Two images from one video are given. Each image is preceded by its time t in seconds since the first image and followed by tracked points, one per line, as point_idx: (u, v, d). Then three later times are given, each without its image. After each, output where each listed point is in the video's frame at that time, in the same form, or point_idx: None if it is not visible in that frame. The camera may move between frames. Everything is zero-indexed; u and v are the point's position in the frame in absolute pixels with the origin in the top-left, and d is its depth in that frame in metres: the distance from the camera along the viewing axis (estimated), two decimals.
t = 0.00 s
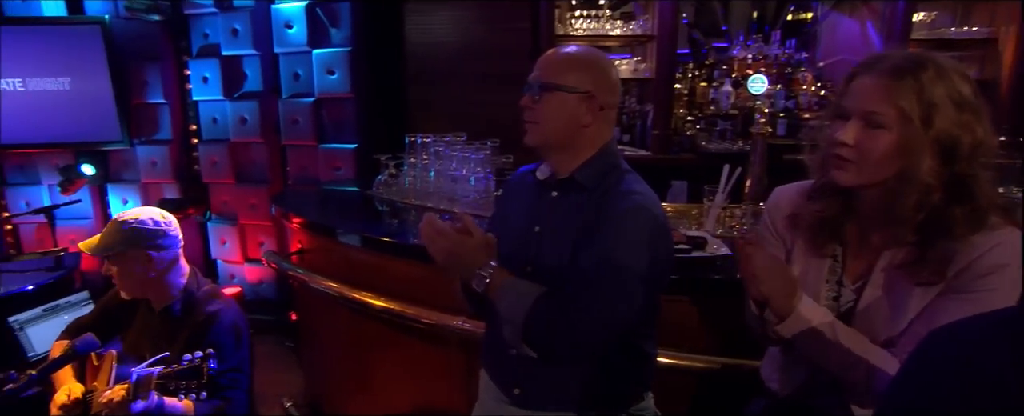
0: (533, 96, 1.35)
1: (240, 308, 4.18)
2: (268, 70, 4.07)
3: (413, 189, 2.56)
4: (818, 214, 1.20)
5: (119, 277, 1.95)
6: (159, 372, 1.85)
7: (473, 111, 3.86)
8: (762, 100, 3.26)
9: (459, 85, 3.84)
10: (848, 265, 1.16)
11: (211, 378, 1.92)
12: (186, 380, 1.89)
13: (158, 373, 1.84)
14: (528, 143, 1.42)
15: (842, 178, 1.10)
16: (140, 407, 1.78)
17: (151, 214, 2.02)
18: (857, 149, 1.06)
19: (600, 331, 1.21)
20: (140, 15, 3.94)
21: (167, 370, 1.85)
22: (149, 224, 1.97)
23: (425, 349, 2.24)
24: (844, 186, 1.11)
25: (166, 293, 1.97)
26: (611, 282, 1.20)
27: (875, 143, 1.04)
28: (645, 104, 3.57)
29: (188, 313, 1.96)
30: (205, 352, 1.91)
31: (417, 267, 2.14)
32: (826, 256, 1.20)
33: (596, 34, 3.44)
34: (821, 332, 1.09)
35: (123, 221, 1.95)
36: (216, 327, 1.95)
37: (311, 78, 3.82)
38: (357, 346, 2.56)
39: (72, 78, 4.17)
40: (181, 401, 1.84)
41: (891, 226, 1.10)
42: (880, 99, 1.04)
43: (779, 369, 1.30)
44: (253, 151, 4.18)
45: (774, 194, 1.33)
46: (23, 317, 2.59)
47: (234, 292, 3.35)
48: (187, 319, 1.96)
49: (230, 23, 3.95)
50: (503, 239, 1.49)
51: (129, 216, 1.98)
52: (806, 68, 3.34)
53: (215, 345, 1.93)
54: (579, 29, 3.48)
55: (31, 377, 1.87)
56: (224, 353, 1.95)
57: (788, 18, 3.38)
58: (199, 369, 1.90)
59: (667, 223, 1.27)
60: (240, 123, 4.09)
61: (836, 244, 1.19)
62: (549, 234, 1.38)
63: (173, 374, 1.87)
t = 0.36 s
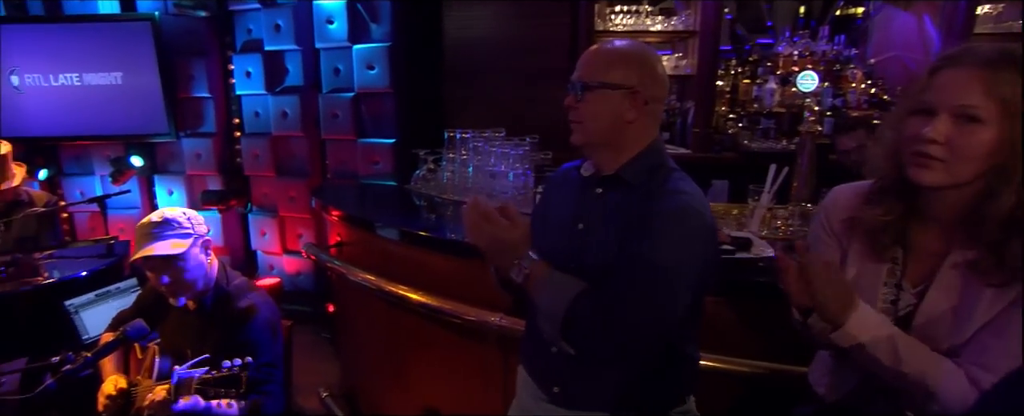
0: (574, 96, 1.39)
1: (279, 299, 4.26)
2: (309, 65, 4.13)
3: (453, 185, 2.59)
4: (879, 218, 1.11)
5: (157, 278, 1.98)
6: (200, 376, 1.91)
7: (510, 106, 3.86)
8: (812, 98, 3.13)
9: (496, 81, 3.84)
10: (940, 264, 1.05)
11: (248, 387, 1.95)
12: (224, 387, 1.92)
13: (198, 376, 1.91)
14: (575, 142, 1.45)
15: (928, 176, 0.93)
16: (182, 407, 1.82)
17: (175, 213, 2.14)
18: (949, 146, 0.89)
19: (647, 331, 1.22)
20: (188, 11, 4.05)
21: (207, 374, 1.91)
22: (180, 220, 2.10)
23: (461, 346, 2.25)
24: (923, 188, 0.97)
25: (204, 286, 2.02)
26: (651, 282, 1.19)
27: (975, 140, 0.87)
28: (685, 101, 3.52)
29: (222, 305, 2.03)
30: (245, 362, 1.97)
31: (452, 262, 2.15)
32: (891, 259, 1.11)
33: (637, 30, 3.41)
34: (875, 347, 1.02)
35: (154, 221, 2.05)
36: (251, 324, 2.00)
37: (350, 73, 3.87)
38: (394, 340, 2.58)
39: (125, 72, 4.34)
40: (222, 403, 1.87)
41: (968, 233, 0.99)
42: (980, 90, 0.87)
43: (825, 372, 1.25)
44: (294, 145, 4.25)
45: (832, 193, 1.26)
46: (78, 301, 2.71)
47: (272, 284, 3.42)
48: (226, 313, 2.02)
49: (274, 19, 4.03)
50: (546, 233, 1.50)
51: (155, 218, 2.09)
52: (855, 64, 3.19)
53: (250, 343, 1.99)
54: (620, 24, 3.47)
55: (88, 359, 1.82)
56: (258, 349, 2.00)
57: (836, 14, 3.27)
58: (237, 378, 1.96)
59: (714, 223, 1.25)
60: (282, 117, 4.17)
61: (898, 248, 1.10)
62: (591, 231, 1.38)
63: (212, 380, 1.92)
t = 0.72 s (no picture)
0: (618, 102, 1.37)
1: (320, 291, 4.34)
2: (353, 61, 4.18)
3: (496, 181, 2.61)
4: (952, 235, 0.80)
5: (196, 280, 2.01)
6: (254, 379, 1.89)
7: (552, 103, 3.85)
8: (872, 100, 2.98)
9: (538, 77, 3.84)
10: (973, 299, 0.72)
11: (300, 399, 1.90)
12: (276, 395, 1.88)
13: (252, 380, 1.88)
14: (625, 146, 1.44)
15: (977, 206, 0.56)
16: (233, 406, 1.79)
17: (209, 217, 2.08)
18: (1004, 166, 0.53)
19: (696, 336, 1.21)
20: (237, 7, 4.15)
21: (261, 379, 1.88)
22: (209, 227, 2.03)
23: (502, 344, 2.24)
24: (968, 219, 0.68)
25: (247, 284, 2.06)
26: (708, 286, 1.17)
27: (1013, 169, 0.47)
28: (731, 100, 3.44)
29: (268, 298, 2.09)
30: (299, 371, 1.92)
31: (496, 259, 2.14)
32: (951, 285, 0.70)
33: (682, 26, 3.36)
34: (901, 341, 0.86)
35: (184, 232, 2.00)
36: (297, 317, 2.06)
37: (393, 69, 3.91)
38: (433, 335, 2.60)
39: (176, 67, 4.47)
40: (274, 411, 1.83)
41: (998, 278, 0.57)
42: None
43: (883, 385, 1.20)
44: (337, 139, 4.31)
45: (894, 198, 1.19)
46: (132, 288, 2.80)
47: (312, 276, 3.48)
48: (272, 304, 2.08)
49: (319, 15, 4.07)
50: (596, 230, 1.49)
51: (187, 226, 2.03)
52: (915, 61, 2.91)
53: (296, 335, 2.04)
54: (664, 20, 3.44)
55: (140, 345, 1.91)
56: (304, 342, 2.05)
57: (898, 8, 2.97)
58: (290, 387, 1.90)
59: (773, 223, 1.21)
60: (325, 112, 4.23)
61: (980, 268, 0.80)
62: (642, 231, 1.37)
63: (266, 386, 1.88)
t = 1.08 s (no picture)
0: (665, 99, 1.35)
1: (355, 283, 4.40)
2: (390, 55, 4.20)
3: (533, 176, 2.60)
4: None
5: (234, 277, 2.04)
6: (297, 375, 1.96)
7: (588, 98, 3.82)
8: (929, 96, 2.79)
9: (575, 72, 3.82)
10: None
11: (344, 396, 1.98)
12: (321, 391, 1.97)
13: (297, 376, 1.95)
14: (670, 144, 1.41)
15: None
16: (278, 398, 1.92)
17: (247, 214, 2.10)
18: None
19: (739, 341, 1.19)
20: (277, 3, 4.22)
21: (304, 376, 1.95)
22: (243, 227, 2.03)
23: (538, 340, 2.23)
24: None
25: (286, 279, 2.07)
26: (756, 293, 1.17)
27: None
28: (773, 96, 3.37)
29: (307, 285, 2.11)
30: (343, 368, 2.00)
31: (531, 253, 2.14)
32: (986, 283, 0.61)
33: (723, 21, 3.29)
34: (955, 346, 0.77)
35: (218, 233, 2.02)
36: (337, 308, 2.09)
37: (430, 63, 3.92)
38: (468, 329, 2.62)
39: (218, 62, 4.57)
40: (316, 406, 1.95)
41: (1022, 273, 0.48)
42: None
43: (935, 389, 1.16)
44: (373, 133, 4.36)
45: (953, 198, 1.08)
46: (177, 274, 2.91)
47: (348, 268, 3.53)
48: (310, 296, 2.10)
49: (357, 10, 4.11)
50: (639, 227, 1.48)
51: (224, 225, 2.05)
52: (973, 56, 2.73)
53: (336, 326, 2.07)
54: (705, 15, 3.36)
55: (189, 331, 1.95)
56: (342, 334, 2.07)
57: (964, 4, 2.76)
58: (335, 384, 1.98)
59: (824, 222, 1.19)
60: (362, 105, 4.28)
61: None
62: (687, 230, 1.35)
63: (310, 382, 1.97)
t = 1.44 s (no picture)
0: (708, 93, 1.32)
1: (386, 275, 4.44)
2: (423, 49, 4.22)
3: (567, 170, 2.60)
4: None
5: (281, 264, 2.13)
6: (336, 358, 1.96)
7: (622, 92, 3.78)
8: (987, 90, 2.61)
9: (610, 66, 3.79)
10: None
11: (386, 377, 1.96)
12: (361, 373, 1.96)
13: (336, 359, 1.96)
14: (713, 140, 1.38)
15: None
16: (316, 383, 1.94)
17: (293, 201, 2.10)
18: None
19: (785, 343, 1.16)
20: None
21: (343, 359, 1.94)
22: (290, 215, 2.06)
23: (571, 336, 2.22)
24: None
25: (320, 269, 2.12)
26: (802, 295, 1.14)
27: None
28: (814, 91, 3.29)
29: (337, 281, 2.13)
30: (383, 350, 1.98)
31: (565, 248, 2.13)
32: None
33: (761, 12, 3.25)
34: None
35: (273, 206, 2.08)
36: (366, 301, 2.10)
37: (463, 57, 3.93)
38: (500, 323, 2.61)
39: (254, 56, 4.65)
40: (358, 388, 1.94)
41: None
42: None
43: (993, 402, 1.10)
44: (406, 126, 4.39)
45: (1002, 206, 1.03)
46: (216, 264, 2.94)
47: (380, 260, 3.56)
48: (346, 288, 2.12)
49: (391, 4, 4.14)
50: (679, 223, 1.46)
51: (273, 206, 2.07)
52: None
53: (369, 318, 2.08)
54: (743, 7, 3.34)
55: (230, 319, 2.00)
56: (376, 324, 2.09)
57: None
58: (376, 366, 1.96)
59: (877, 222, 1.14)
60: (395, 99, 4.31)
61: None
62: (731, 228, 1.32)
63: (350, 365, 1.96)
